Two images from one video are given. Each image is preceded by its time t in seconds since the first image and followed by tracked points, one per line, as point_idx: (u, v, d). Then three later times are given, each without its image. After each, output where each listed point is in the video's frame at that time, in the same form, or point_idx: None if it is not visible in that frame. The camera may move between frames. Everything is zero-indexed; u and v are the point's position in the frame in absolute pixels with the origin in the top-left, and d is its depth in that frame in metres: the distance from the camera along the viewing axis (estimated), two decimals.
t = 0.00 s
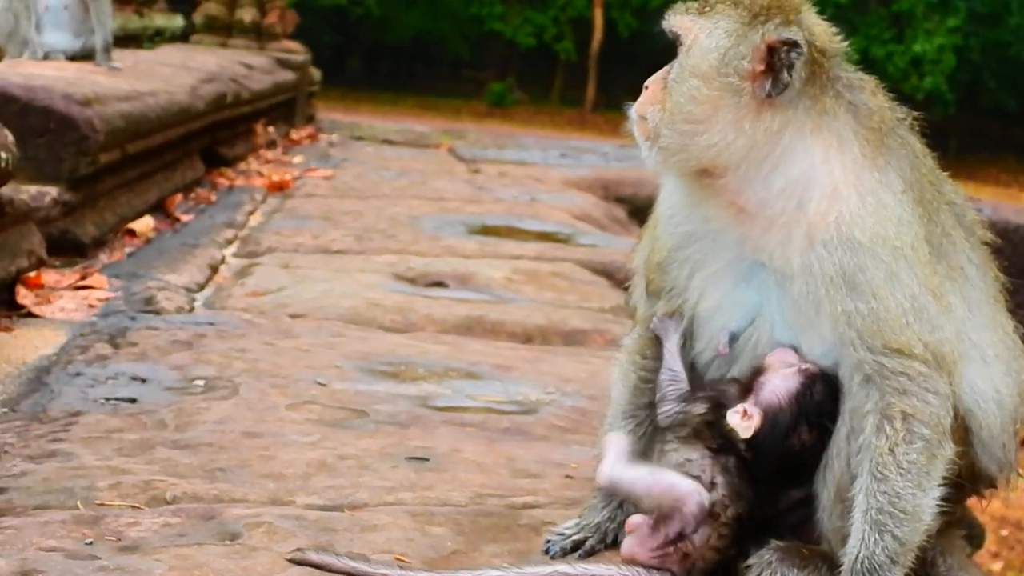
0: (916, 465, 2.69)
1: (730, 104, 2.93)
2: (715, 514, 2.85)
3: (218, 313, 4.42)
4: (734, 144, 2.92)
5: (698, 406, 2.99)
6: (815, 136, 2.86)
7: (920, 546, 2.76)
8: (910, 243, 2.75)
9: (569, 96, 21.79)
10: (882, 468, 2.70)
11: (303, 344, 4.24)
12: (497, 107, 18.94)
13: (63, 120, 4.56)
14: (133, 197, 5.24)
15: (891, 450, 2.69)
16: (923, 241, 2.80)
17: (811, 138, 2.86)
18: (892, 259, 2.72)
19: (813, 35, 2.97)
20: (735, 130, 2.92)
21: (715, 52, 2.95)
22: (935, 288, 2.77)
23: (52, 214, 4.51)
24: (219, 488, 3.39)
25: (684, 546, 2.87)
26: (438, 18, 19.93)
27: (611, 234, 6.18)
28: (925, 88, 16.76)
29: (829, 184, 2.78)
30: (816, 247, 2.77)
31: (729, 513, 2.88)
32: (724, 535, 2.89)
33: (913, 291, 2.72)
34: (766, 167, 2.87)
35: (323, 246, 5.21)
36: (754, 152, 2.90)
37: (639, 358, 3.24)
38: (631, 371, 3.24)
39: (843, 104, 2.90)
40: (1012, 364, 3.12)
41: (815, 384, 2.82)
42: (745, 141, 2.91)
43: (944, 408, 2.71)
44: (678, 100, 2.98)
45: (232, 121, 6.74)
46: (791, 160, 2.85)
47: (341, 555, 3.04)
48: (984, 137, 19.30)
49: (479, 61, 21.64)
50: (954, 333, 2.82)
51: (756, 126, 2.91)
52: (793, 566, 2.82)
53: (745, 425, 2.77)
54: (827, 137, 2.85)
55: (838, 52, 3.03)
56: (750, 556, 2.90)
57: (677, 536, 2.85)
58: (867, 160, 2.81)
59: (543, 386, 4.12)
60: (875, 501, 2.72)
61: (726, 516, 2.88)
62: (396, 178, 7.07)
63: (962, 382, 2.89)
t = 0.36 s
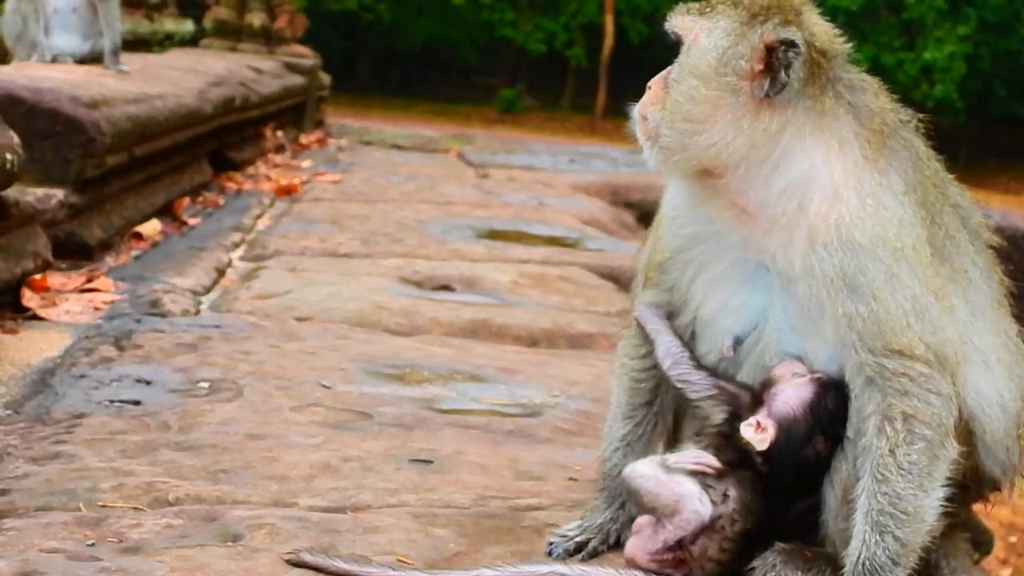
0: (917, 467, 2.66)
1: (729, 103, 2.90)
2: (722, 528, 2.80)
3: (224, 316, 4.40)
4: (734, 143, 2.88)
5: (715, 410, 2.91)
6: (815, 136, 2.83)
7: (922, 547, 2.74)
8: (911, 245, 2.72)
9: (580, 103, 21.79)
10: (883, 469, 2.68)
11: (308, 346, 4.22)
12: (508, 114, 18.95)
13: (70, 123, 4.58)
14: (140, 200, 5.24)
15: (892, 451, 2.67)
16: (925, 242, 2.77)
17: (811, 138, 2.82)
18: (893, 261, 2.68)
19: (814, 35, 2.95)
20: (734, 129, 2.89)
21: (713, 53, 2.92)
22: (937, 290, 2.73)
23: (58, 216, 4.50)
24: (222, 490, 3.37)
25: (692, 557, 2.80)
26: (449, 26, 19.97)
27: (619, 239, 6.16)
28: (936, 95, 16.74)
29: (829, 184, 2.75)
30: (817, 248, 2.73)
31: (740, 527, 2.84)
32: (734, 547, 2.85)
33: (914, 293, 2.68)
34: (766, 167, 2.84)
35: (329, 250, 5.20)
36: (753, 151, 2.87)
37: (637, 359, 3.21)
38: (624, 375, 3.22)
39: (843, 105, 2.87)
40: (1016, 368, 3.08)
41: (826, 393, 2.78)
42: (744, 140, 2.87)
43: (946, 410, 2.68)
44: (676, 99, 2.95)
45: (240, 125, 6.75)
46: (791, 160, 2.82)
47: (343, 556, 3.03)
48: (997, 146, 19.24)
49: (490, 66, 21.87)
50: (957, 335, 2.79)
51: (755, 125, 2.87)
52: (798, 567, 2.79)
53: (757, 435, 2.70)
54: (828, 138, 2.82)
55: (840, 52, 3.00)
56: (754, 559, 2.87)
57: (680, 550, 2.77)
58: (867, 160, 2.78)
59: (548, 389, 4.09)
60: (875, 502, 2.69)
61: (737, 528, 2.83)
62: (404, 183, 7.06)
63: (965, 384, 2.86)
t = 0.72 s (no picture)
0: (915, 462, 2.65)
1: (723, 97, 2.91)
2: (691, 497, 2.80)
3: (224, 312, 4.40)
4: (726, 138, 2.90)
5: (705, 401, 2.95)
6: (809, 131, 2.81)
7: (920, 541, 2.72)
8: (908, 239, 2.70)
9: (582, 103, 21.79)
10: (881, 464, 2.67)
11: (308, 343, 4.21)
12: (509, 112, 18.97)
13: (70, 119, 4.58)
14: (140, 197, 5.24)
15: (890, 446, 2.66)
16: (923, 236, 2.75)
17: (805, 133, 2.81)
18: (888, 255, 2.67)
19: (808, 31, 2.92)
20: (728, 124, 2.90)
21: (706, 47, 2.95)
22: (934, 284, 2.72)
23: (58, 213, 4.50)
24: (220, 484, 3.37)
25: (655, 522, 2.83)
26: (451, 25, 19.97)
27: (620, 236, 6.15)
28: (937, 94, 16.73)
29: (824, 178, 2.74)
30: (813, 243, 2.73)
31: (716, 511, 2.83)
32: (706, 529, 2.84)
33: (910, 287, 2.67)
34: (760, 162, 2.85)
35: (329, 247, 5.19)
36: (746, 146, 2.88)
37: (637, 354, 3.20)
38: (625, 369, 3.21)
39: (837, 99, 2.84)
40: (1013, 362, 3.07)
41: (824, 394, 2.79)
42: (738, 134, 2.89)
43: (944, 405, 2.67)
44: (670, 95, 2.98)
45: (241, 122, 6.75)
46: (785, 154, 2.81)
47: (341, 551, 3.04)
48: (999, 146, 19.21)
49: (492, 64, 21.77)
50: (954, 330, 2.77)
51: (748, 120, 2.88)
52: (795, 563, 2.78)
53: (751, 433, 2.71)
54: (822, 132, 2.80)
55: (836, 48, 2.97)
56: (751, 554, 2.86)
57: (643, 513, 2.82)
58: (864, 154, 2.76)
59: (547, 386, 4.08)
60: (874, 496, 2.68)
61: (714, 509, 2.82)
62: (405, 180, 7.05)
63: (963, 379, 2.84)
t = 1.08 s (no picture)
0: (904, 451, 2.65)
1: (704, 89, 2.90)
2: (667, 478, 2.88)
3: (217, 306, 4.39)
4: (709, 129, 2.89)
5: (691, 412, 2.92)
6: (794, 122, 2.80)
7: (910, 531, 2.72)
8: (894, 228, 2.69)
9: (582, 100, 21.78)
10: (870, 453, 2.66)
11: (301, 336, 4.20)
12: (508, 108, 18.96)
13: (64, 114, 4.57)
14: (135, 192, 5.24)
15: (879, 435, 2.66)
16: (909, 225, 2.74)
17: (790, 124, 2.80)
18: (874, 244, 2.66)
19: (791, 23, 2.90)
20: (710, 115, 2.89)
21: (688, 38, 2.93)
22: (921, 273, 2.71)
23: (52, 208, 4.49)
24: (211, 477, 3.36)
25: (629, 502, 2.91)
26: (451, 21, 20.03)
27: (615, 230, 6.14)
28: (936, 89, 16.69)
29: (809, 168, 2.73)
30: (799, 233, 2.71)
31: (688, 498, 2.87)
32: (676, 514, 2.87)
33: (897, 276, 2.66)
34: (744, 151, 2.84)
35: (324, 241, 5.18)
36: (730, 137, 2.87)
37: (631, 346, 3.19)
38: (617, 359, 3.20)
39: (822, 89, 2.83)
40: (1003, 351, 3.06)
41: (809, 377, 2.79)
42: (720, 125, 2.88)
43: (932, 394, 2.66)
44: (653, 85, 2.96)
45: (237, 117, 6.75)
46: (770, 144, 2.81)
47: (331, 543, 3.04)
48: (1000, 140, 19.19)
49: (490, 62, 22.13)
50: (943, 319, 2.76)
51: (729, 112, 2.87)
52: (786, 552, 2.84)
53: (740, 427, 2.73)
54: (808, 122, 2.79)
55: (821, 37, 2.95)
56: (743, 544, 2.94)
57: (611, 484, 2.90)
58: (849, 143, 2.75)
59: (540, 378, 4.07)
60: (863, 486, 2.67)
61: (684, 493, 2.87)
62: (401, 175, 7.05)
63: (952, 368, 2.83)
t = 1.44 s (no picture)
0: (885, 439, 2.64)
1: (685, 78, 2.92)
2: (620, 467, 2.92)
3: (201, 296, 4.38)
4: (691, 117, 2.90)
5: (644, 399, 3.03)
6: (775, 109, 2.81)
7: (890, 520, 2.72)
8: (876, 216, 2.69)
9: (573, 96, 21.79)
10: (851, 442, 2.65)
11: (285, 327, 4.19)
12: (497, 103, 18.95)
13: (48, 104, 4.55)
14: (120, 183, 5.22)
15: (859, 424, 2.64)
16: (891, 214, 2.74)
17: (772, 111, 2.81)
18: (856, 232, 2.65)
19: (772, 10, 2.90)
20: (691, 104, 2.91)
21: (669, 27, 2.96)
22: (904, 263, 2.71)
23: (35, 198, 4.46)
24: (192, 464, 3.35)
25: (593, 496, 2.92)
26: (440, 17, 20.04)
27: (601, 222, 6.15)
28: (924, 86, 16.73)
29: (791, 156, 2.73)
30: (782, 220, 2.71)
31: (641, 481, 2.88)
32: (629, 497, 2.85)
33: (880, 264, 2.66)
34: (727, 138, 2.85)
35: (308, 232, 5.17)
36: (711, 125, 2.88)
37: (616, 332, 3.22)
38: (600, 347, 3.22)
39: (804, 77, 2.84)
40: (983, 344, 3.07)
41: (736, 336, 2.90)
42: (701, 114, 2.89)
43: (914, 382, 2.66)
44: (636, 75, 2.99)
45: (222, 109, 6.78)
46: (751, 132, 2.82)
47: (310, 530, 3.06)
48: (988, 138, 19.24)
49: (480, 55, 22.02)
50: (925, 308, 2.76)
51: (710, 100, 2.89)
52: (766, 540, 2.91)
53: (674, 398, 2.92)
54: (790, 110, 2.79)
55: (802, 23, 2.96)
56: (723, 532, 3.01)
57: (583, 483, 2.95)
58: (831, 133, 2.75)
59: (524, 368, 4.07)
60: (844, 474, 2.67)
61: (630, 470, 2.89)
62: (387, 168, 7.03)
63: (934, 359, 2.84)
